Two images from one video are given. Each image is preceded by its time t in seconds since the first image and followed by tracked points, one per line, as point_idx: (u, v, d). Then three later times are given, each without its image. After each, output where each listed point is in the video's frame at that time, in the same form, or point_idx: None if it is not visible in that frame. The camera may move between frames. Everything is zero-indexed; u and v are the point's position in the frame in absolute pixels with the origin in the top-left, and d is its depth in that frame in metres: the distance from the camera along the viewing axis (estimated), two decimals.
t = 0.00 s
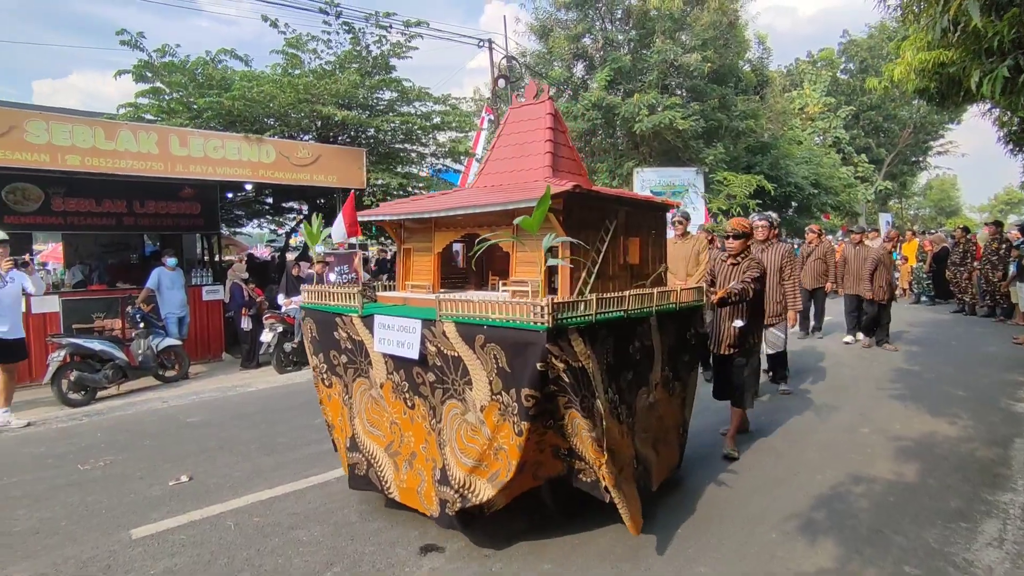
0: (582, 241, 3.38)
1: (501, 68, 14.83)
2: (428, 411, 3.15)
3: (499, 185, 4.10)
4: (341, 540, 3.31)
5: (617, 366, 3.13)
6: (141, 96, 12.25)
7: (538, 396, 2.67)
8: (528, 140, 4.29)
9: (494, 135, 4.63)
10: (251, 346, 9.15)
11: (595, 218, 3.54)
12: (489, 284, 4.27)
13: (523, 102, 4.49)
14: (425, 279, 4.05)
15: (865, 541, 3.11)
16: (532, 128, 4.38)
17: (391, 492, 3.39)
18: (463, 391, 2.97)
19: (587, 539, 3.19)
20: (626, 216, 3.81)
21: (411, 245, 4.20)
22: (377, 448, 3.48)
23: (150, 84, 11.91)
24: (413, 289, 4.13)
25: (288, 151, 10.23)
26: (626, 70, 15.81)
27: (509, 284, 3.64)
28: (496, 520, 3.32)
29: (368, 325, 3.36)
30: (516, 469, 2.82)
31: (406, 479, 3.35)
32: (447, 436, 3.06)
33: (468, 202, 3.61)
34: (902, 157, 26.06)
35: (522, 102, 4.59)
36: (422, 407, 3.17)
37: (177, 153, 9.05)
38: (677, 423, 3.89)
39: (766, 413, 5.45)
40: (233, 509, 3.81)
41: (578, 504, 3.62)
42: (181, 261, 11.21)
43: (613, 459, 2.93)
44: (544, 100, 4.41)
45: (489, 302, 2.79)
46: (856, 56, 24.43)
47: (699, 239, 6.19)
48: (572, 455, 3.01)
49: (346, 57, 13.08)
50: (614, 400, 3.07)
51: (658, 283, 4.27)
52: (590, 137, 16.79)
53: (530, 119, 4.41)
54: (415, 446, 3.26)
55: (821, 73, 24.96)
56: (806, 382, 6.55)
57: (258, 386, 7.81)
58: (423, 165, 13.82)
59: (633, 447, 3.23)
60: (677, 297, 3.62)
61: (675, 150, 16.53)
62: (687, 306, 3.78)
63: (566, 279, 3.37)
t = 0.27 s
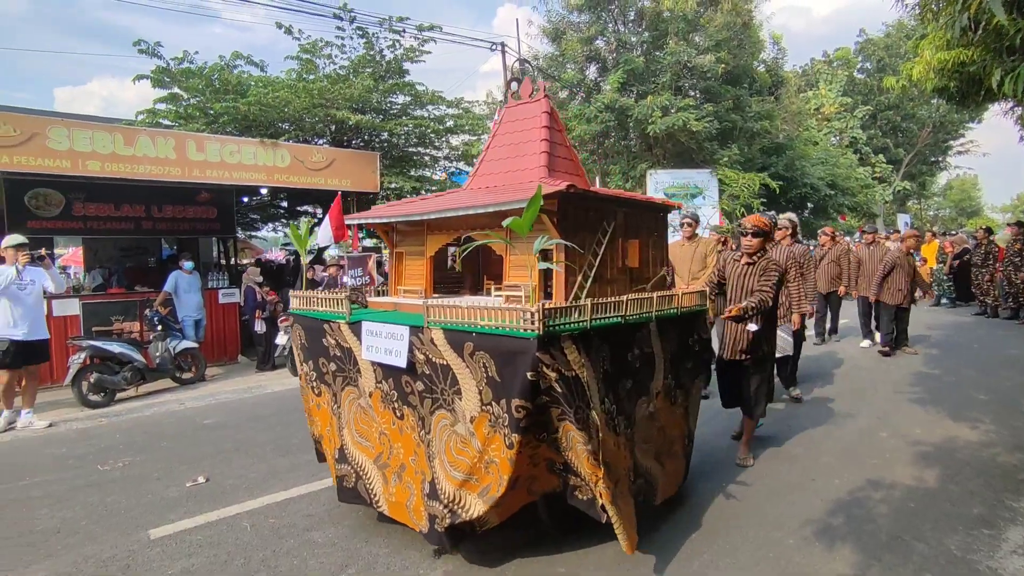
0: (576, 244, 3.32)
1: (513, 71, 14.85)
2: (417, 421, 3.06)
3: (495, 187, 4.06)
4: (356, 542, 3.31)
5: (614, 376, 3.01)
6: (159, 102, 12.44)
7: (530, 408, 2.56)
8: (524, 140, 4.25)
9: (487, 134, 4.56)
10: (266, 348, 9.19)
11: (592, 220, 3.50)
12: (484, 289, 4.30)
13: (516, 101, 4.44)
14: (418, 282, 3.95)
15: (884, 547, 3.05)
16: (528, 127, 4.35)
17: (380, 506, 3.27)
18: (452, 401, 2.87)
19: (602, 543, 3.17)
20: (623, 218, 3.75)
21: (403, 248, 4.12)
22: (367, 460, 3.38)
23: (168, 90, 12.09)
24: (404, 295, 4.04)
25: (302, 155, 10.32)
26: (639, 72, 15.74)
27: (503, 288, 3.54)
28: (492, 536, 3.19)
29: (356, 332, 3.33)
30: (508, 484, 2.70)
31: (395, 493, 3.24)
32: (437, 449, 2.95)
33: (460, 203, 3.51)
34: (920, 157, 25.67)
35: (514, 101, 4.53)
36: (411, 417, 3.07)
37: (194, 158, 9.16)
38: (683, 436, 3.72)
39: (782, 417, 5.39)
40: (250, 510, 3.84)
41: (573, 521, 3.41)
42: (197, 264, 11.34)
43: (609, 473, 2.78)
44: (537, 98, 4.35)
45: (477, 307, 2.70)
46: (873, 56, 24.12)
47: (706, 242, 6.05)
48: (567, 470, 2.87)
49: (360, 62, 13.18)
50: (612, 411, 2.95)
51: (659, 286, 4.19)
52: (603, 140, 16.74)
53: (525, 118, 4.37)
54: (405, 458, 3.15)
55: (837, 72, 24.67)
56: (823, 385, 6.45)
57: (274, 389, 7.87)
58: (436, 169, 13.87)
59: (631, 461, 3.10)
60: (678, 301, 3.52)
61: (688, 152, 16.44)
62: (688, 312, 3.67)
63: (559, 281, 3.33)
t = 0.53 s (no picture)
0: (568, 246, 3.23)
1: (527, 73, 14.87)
2: (404, 432, 2.95)
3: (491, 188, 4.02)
4: (371, 544, 3.32)
5: (610, 386, 2.88)
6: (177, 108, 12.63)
7: (517, 421, 2.45)
8: (521, 139, 4.19)
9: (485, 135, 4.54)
10: (280, 351, 9.29)
11: (588, 222, 3.40)
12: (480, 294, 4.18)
13: (512, 100, 4.39)
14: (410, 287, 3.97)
15: (907, 554, 2.99)
16: (525, 125, 4.28)
17: (367, 520, 3.17)
18: (439, 413, 2.76)
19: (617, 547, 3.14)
20: (621, 220, 3.64)
21: (397, 252, 4.12)
22: (354, 472, 3.27)
23: (186, 95, 12.27)
24: (397, 299, 4.05)
25: (317, 159, 10.41)
26: (653, 73, 15.67)
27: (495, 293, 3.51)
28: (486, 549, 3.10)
29: (343, 339, 3.20)
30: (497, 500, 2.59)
31: (382, 507, 3.13)
32: (424, 462, 2.84)
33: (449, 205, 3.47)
34: (941, 157, 25.25)
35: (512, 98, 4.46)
36: (398, 428, 2.97)
37: (211, 162, 9.28)
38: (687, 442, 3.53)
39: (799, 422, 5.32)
40: (266, 511, 3.87)
41: (568, 537, 3.34)
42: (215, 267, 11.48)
43: (604, 488, 2.67)
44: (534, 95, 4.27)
45: (461, 315, 2.58)
46: (892, 54, 23.77)
47: (721, 248, 5.87)
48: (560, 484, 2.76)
49: (374, 66, 13.27)
50: (608, 424, 2.81)
51: (661, 290, 4.09)
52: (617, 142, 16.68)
53: (521, 117, 4.31)
54: (392, 471, 3.04)
55: (854, 71, 24.36)
56: (841, 388, 6.35)
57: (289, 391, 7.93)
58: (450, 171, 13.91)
59: (630, 475, 2.96)
60: (681, 306, 3.37)
61: (703, 152, 16.33)
62: (692, 317, 3.52)
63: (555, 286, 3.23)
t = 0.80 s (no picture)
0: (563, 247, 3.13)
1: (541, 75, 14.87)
2: (391, 445, 2.82)
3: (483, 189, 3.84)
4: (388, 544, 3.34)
5: (607, 396, 2.75)
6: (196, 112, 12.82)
7: (504, 435, 2.32)
8: (516, 138, 3.99)
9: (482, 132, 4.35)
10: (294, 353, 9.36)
11: (586, 225, 3.31)
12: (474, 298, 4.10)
13: (508, 96, 4.18)
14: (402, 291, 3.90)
15: (931, 561, 2.93)
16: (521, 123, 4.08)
17: (356, 533, 3.07)
18: (426, 425, 2.62)
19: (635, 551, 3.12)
20: (620, 222, 3.54)
21: (389, 255, 4.05)
22: (342, 484, 3.17)
23: (205, 100, 12.43)
24: (388, 303, 3.97)
25: (333, 161, 10.50)
26: (668, 73, 15.58)
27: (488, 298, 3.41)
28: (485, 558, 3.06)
29: (330, 346, 3.03)
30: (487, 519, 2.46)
31: (371, 520, 3.03)
32: (412, 477, 2.72)
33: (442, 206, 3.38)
34: (964, 155, 24.77)
35: (509, 95, 4.27)
36: (386, 441, 2.84)
37: (229, 166, 9.39)
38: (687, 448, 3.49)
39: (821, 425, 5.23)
40: (284, 511, 3.90)
41: (560, 551, 3.25)
42: (233, 269, 11.61)
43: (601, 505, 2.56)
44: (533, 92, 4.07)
45: (445, 322, 2.43)
46: (913, 51, 23.37)
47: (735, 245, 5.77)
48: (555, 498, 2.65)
49: (389, 69, 13.36)
50: (607, 436, 2.72)
51: (663, 294, 3.99)
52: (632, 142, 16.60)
53: (517, 114, 4.11)
54: (380, 484, 2.93)
55: (874, 69, 23.99)
56: (862, 391, 6.25)
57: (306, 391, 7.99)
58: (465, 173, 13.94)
59: (631, 490, 2.88)
60: (683, 312, 3.25)
61: (719, 153, 16.19)
62: (697, 323, 3.42)
63: (549, 290, 3.09)
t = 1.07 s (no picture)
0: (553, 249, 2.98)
1: (556, 76, 14.84)
2: (374, 456, 2.73)
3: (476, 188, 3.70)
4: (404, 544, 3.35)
5: (599, 407, 2.64)
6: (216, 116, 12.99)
7: (483, 450, 2.22)
8: (512, 135, 3.84)
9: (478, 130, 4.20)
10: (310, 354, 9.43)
11: (581, 226, 3.14)
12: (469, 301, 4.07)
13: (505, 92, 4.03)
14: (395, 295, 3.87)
15: (957, 567, 2.86)
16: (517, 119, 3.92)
17: (341, 547, 2.98)
18: (407, 437, 2.53)
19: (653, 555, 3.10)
20: (618, 221, 3.36)
21: (382, 258, 4.04)
22: (327, 495, 3.08)
23: (224, 104, 12.59)
24: (381, 306, 3.97)
25: (349, 164, 10.59)
26: (685, 73, 15.46)
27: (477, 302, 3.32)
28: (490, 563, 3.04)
29: (315, 352, 2.98)
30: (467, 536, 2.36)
31: (355, 533, 2.93)
32: (393, 490, 2.62)
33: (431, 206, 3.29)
34: (990, 153, 24.25)
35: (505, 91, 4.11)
36: (369, 452, 2.75)
37: (248, 169, 9.51)
38: (687, 461, 3.37)
39: (841, 428, 5.15)
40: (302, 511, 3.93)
41: (553, 565, 3.17)
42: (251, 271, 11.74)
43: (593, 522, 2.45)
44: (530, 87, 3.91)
45: (424, 331, 2.36)
46: (936, 47, 22.93)
47: (749, 245, 5.68)
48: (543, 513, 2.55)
49: (405, 72, 13.43)
50: (598, 450, 2.60)
51: (667, 298, 3.76)
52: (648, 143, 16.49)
53: (513, 111, 3.95)
54: (363, 496, 2.84)
55: (896, 66, 23.58)
56: (884, 394, 6.15)
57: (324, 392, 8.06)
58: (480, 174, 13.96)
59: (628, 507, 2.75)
60: (685, 317, 3.13)
61: (736, 153, 16.04)
62: (701, 330, 3.31)
63: (538, 294, 2.97)
